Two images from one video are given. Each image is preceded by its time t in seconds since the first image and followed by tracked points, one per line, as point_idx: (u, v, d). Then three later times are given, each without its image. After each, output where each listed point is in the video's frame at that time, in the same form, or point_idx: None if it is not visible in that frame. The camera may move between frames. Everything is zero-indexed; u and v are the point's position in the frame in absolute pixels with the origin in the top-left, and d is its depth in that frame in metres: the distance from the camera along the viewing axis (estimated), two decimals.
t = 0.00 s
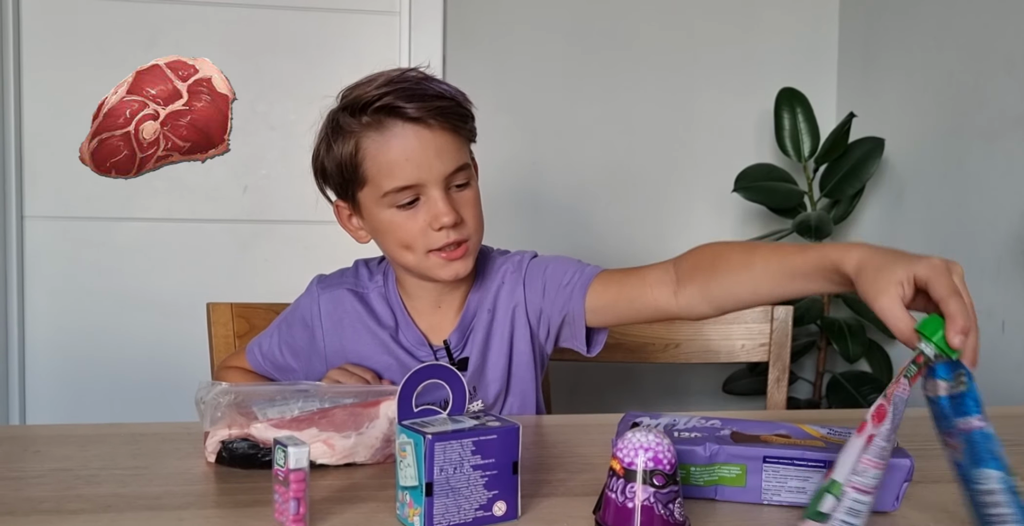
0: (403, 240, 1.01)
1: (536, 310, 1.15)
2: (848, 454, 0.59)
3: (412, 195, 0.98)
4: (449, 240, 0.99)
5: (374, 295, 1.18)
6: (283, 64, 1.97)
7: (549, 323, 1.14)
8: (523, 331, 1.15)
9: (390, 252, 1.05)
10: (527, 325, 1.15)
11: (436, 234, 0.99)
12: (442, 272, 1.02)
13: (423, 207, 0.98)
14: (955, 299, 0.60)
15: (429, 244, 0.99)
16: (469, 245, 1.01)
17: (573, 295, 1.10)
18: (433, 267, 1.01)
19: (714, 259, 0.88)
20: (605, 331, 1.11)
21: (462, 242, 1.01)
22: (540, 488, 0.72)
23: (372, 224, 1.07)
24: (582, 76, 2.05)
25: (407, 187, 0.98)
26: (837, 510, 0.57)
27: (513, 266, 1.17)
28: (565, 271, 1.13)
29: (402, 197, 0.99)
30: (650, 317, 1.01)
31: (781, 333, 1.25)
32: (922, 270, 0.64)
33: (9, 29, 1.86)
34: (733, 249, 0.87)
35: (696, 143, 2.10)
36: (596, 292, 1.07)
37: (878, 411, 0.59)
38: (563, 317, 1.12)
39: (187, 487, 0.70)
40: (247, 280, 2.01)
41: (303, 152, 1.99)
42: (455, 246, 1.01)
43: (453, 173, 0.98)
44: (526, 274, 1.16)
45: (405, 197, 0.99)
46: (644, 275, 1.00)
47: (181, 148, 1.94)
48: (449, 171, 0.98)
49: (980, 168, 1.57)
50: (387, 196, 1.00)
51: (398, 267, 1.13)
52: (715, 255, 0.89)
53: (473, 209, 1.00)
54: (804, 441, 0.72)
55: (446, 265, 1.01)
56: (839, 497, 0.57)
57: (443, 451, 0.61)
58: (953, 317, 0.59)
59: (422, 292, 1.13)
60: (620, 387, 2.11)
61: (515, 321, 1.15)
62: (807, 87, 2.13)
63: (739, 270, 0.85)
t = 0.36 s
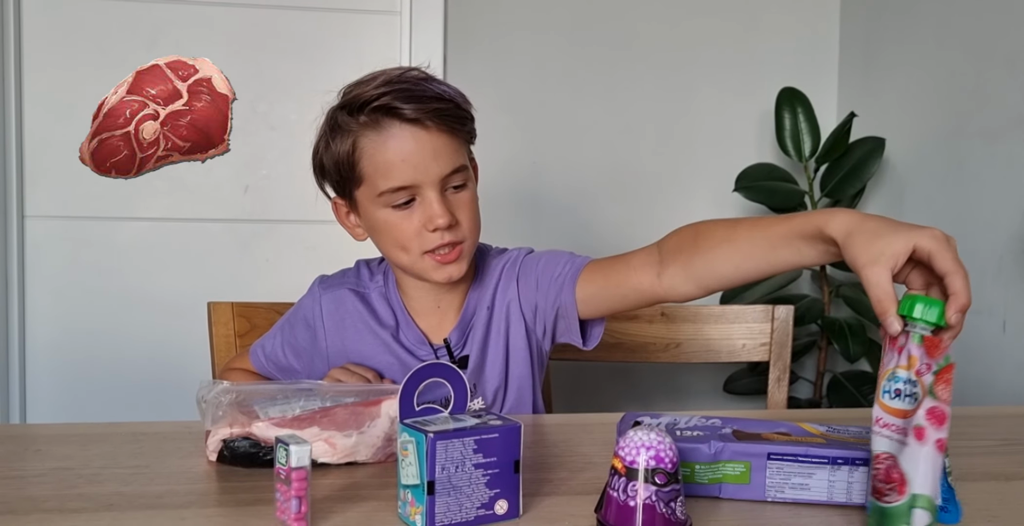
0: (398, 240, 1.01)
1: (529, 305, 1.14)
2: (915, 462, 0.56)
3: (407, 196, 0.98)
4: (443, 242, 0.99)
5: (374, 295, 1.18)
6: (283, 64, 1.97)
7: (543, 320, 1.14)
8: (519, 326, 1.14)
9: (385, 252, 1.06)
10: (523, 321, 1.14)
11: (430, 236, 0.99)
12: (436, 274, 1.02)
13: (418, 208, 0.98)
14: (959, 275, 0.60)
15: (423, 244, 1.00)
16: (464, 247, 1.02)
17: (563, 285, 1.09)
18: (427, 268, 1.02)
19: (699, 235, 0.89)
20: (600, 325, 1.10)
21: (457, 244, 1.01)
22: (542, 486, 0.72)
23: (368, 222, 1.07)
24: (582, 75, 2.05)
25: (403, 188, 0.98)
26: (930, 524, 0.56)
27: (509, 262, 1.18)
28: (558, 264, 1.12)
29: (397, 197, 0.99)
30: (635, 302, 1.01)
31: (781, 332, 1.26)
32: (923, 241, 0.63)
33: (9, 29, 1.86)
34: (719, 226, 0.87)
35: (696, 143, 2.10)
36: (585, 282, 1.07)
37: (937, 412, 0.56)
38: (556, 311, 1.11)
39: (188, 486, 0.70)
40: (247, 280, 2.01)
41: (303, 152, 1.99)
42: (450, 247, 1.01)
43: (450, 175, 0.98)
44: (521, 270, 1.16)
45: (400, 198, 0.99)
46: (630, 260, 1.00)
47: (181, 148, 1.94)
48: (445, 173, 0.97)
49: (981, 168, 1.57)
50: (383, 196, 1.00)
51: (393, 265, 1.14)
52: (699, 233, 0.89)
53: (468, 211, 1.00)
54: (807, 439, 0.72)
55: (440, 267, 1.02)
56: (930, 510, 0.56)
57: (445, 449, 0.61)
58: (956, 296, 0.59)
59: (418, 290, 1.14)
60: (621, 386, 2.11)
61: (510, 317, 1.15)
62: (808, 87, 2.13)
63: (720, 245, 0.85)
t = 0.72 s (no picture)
0: (398, 242, 1.01)
1: (529, 305, 1.14)
2: (953, 453, 0.55)
3: (406, 198, 0.98)
4: (443, 243, 0.99)
5: (374, 296, 1.18)
6: (284, 64, 1.97)
7: (543, 319, 1.14)
8: (519, 326, 1.14)
9: (385, 253, 1.06)
10: (524, 321, 1.14)
11: (429, 237, 0.99)
12: (436, 275, 1.02)
13: (417, 210, 0.98)
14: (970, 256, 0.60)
15: (423, 246, 1.00)
16: (464, 247, 1.02)
17: (562, 283, 1.09)
18: (427, 269, 1.02)
19: (695, 231, 0.89)
20: (600, 323, 1.11)
21: (456, 245, 1.01)
22: (544, 486, 0.72)
23: (367, 225, 1.07)
24: (583, 75, 2.05)
25: (402, 190, 0.98)
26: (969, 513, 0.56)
27: (508, 262, 1.18)
28: (556, 262, 1.12)
29: (396, 200, 0.99)
30: (632, 300, 1.01)
31: (783, 332, 1.26)
32: (930, 227, 0.64)
33: (10, 30, 1.86)
34: (715, 223, 0.87)
35: (697, 143, 2.10)
36: (582, 281, 1.07)
37: (973, 399, 0.55)
38: (555, 310, 1.11)
39: (191, 485, 0.70)
40: (248, 280, 2.01)
41: (304, 152, 1.99)
42: (449, 248, 1.01)
43: (448, 177, 0.98)
44: (519, 269, 1.16)
45: (399, 199, 0.99)
46: (627, 256, 1.00)
47: (181, 148, 1.94)
48: (444, 175, 0.97)
49: (982, 168, 1.57)
50: (382, 198, 1.00)
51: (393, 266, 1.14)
52: (695, 231, 0.89)
53: (468, 213, 1.00)
54: (809, 439, 0.72)
55: (440, 268, 1.02)
56: (972, 500, 0.56)
57: (447, 449, 0.61)
58: (969, 280, 0.60)
59: (418, 291, 1.14)
60: (622, 386, 2.11)
61: (510, 317, 1.15)
62: (809, 86, 2.13)
63: (716, 243, 0.85)
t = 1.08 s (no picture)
0: (404, 239, 1.01)
1: (533, 306, 1.14)
2: (964, 468, 0.55)
3: (414, 195, 0.98)
4: (450, 242, 0.99)
5: (376, 294, 1.18)
6: (284, 64, 1.97)
7: (546, 320, 1.13)
8: (522, 327, 1.14)
9: (390, 251, 1.06)
10: (527, 321, 1.14)
11: (437, 235, 0.99)
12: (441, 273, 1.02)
13: (425, 207, 0.98)
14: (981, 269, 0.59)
15: (430, 243, 1.00)
16: (470, 246, 1.02)
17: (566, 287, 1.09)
18: (433, 267, 1.02)
19: (706, 250, 0.88)
20: (603, 327, 1.09)
21: (462, 243, 1.01)
22: (546, 484, 0.72)
23: (373, 222, 1.07)
24: (585, 75, 2.05)
25: (410, 187, 0.98)
26: None
27: (512, 263, 1.18)
28: (560, 264, 1.12)
29: (404, 197, 0.99)
30: (638, 308, 1.00)
31: (784, 332, 1.26)
32: (936, 248, 0.63)
33: (11, 29, 1.86)
34: (727, 239, 0.86)
35: (699, 142, 2.10)
36: (589, 285, 1.06)
37: (981, 416, 0.55)
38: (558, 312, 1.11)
39: (193, 483, 0.71)
40: (249, 279, 2.01)
41: (305, 152, 1.99)
42: (455, 246, 1.01)
43: (457, 175, 0.98)
44: (523, 270, 1.16)
45: (407, 197, 0.99)
46: (637, 266, 0.99)
47: (181, 148, 1.94)
48: (453, 173, 0.97)
49: (984, 168, 1.57)
50: (389, 195, 1.00)
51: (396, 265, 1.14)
52: (705, 248, 0.88)
53: (474, 211, 1.01)
54: (811, 438, 0.72)
55: (445, 265, 1.01)
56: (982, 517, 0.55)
57: (448, 447, 0.61)
58: (980, 290, 0.58)
59: (420, 290, 1.14)
60: (623, 385, 2.11)
61: (513, 316, 1.15)
62: (811, 86, 2.13)
63: (727, 262, 0.84)
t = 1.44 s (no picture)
0: (416, 239, 1.01)
1: (541, 312, 1.15)
2: None
3: (430, 196, 0.98)
4: (462, 244, 0.99)
5: (377, 293, 1.17)
6: (285, 63, 1.97)
7: (554, 326, 1.14)
8: (528, 331, 1.15)
9: (398, 248, 1.06)
10: (532, 326, 1.15)
11: (450, 236, 0.99)
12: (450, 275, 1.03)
13: (440, 208, 0.98)
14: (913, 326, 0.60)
15: (442, 244, 1.00)
16: (480, 249, 1.02)
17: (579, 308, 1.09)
18: (442, 269, 1.02)
19: (714, 314, 0.88)
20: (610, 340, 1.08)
21: (473, 247, 1.01)
22: (546, 484, 0.72)
23: (385, 220, 1.06)
24: (585, 75, 2.05)
25: (428, 187, 0.97)
26: None
27: (522, 268, 1.17)
28: (573, 278, 1.12)
29: (420, 197, 0.99)
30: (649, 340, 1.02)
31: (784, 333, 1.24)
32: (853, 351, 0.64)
33: (11, 29, 1.86)
34: (733, 302, 0.87)
35: (699, 143, 2.10)
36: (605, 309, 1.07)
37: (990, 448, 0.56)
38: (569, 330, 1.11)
39: (193, 482, 0.70)
40: (249, 279, 2.01)
41: (305, 152, 1.99)
42: (466, 249, 1.01)
43: (474, 178, 0.98)
44: (532, 278, 1.16)
45: (422, 197, 0.99)
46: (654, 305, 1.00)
47: (181, 148, 1.94)
48: (471, 176, 0.97)
49: (984, 169, 1.57)
50: (405, 193, 1.00)
51: (400, 261, 1.13)
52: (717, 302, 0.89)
53: (487, 214, 1.01)
54: (811, 438, 0.72)
55: (456, 268, 1.02)
56: None
57: (449, 446, 0.61)
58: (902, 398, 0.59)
59: (422, 289, 1.13)
60: (623, 386, 2.11)
61: (517, 321, 1.15)
62: (811, 88, 2.13)
63: (734, 327, 0.85)
